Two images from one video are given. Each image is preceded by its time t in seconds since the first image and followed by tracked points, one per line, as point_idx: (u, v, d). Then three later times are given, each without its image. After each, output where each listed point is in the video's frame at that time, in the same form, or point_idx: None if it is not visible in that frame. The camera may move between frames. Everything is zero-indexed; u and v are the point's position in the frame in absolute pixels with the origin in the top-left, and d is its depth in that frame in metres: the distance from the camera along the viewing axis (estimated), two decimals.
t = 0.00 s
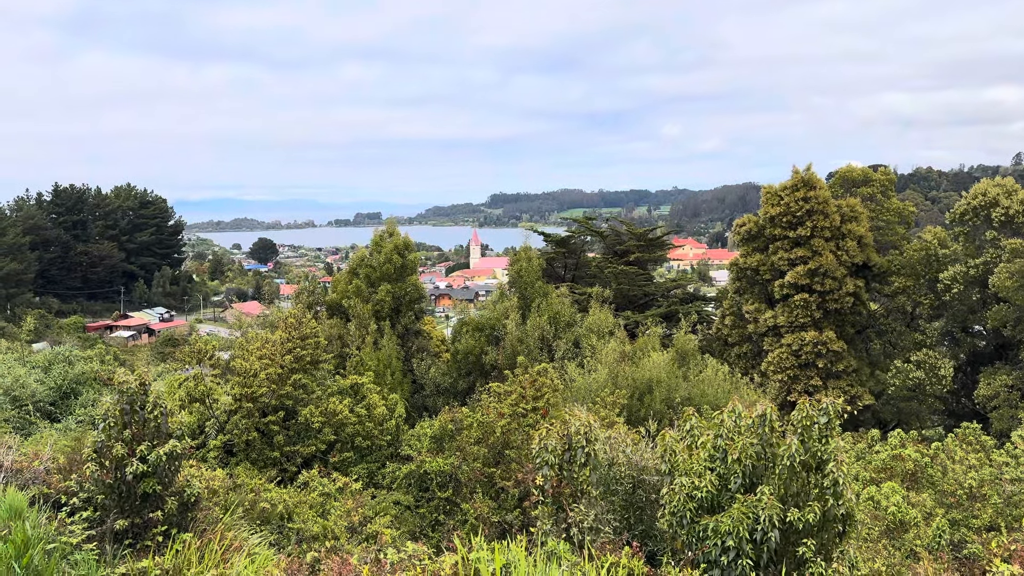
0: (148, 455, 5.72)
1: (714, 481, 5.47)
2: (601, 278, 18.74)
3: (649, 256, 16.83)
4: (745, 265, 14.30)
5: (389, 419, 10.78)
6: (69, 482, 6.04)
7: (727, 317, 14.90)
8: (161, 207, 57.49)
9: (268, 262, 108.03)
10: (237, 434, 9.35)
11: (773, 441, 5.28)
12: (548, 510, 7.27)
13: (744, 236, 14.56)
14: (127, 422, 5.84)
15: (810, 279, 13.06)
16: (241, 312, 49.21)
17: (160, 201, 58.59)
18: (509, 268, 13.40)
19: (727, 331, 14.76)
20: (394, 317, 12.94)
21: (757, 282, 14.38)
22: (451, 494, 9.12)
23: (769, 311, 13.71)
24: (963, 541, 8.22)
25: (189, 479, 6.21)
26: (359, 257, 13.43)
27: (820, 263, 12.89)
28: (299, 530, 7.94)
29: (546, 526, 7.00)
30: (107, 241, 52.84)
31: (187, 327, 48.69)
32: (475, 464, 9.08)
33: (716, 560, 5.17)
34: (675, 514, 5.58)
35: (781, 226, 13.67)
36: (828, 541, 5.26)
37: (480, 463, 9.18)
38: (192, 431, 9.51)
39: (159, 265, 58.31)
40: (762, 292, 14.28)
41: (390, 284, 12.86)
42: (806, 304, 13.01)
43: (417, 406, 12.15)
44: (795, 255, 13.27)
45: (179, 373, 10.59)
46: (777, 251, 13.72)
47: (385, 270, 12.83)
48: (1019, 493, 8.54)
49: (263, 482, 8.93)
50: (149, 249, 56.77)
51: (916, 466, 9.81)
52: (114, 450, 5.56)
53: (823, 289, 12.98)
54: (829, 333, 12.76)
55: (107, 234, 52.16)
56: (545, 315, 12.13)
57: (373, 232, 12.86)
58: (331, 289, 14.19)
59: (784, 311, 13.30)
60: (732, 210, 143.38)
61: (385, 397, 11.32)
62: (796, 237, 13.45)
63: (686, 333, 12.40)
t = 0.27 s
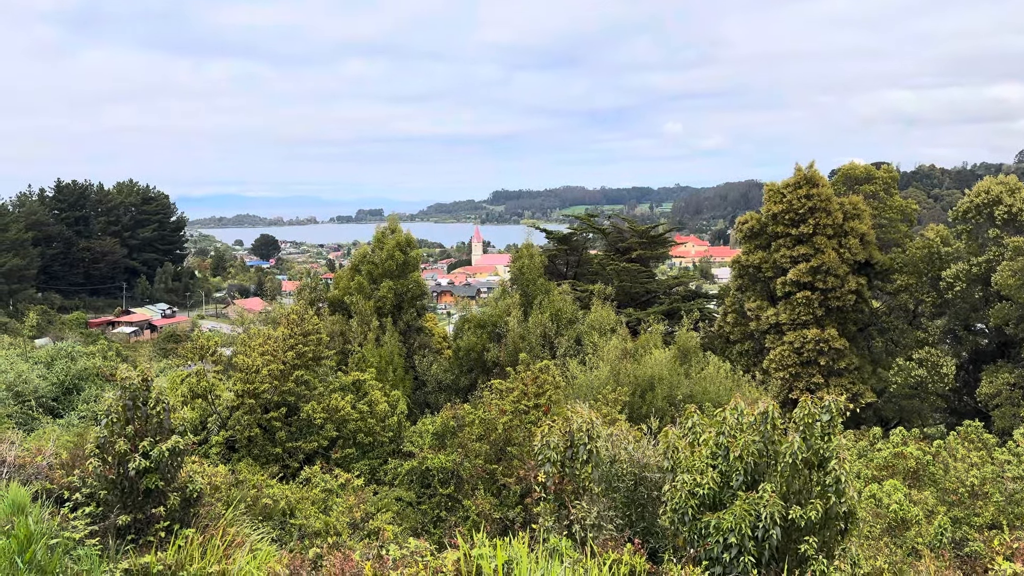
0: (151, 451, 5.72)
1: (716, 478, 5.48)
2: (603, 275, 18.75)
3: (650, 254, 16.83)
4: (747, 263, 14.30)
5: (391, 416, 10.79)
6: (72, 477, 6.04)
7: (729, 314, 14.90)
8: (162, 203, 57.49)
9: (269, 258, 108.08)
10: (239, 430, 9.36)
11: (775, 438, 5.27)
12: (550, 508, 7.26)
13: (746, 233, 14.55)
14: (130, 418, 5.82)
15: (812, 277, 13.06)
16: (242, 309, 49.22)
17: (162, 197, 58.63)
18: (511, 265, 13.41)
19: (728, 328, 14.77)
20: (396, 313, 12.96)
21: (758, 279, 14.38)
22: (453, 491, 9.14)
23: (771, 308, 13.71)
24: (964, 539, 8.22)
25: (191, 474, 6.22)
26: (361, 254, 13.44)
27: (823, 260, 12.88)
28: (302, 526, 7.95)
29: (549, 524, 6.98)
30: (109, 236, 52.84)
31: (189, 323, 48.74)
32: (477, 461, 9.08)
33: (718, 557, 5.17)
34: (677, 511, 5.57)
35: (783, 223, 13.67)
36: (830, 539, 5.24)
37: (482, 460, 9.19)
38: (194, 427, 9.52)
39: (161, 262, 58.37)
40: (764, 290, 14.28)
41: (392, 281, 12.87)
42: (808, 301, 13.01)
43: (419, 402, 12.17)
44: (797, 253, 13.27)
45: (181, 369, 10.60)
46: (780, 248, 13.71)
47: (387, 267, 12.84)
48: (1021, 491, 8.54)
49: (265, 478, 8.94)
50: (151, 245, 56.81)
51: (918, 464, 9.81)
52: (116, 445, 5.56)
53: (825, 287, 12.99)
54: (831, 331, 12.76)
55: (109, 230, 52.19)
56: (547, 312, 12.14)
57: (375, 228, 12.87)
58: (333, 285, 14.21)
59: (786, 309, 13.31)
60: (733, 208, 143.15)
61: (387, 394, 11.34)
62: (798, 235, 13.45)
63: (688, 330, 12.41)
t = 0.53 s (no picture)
0: (153, 446, 5.71)
1: (717, 475, 5.48)
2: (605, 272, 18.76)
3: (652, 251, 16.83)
4: (748, 260, 14.30)
5: (393, 412, 10.80)
6: (74, 472, 6.05)
7: (730, 311, 14.90)
8: (165, 198, 57.50)
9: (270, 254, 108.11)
10: (241, 425, 9.36)
11: (777, 435, 5.28)
12: (551, 504, 7.26)
13: (748, 230, 14.55)
14: (132, 414, 5.81)
15: (814, 274, 13.06)
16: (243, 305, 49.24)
17: (165, 193, 58.67)
18: (512, 262, 13.42)
19: (730, 325, 14.78)
20: (398, 310, 12.97)
21: (760, 276, 14.39)
22: (454, 487, 9.15)
23: (773, 306, 13.71)
24: (965, 537, 8.22)
25: (193, 470, 6.23)
26: (363, 250, 13.45)
27: (825, 258, 12.89)
28: (303, 521, 7.96)
29: (550, 520, 6.98)
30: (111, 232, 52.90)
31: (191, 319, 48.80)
32: (478, 457, 9.08)
33: (719, 553, 5.20)
34: (678, 507, 5.56)
35: (785, 221, 13.67)
36: (831, 536, 5.24)
37: (484, 456, 9.19)
38: (196, 422, 9.54)
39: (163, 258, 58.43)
40: (766, 287, 14.29)
41: (394, 277, 12.89)
42: (810, 299, 13.02)
43: (421, 399, 12.18)
44: (799, 250, 13.27)
45: (183, 364, 10.62)
46: (782, 246, 13.71)
47: (389, 263, 12.85)
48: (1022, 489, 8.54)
49: (266, 473, 8.95)
50: (153, 241, 56.85)
51: (919, 462, 9.81)
52: (118, 441, 5.56)
53: (827, 284, 13.00)
54: (833, 328, 12.77)
55: (111, 225, 52.23)
56: (549, 309, 12.14)
57: (377, 225, 12.88)
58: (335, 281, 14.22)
59: (787, 306, 13.31)
60: (735, 206, 143.07)
61: (389, 390, 11.35)
62: (800, 232, 13.45)
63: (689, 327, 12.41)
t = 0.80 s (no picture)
0: (154, 441, 5.72)
1: (718, 471, 5.47)
2: (606, 269, 18.76)
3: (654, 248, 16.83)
4: (750, 256, 14.30)
5: (394, 408, 10.81)
6: (76, 467, 6.06)
7: (732, 308, 14.91)
8: (167, 193, 57.47)
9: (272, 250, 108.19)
10: (242, 421, 9.37)
11: (778, 431, 5.28)
12: (552, 500, 7.25)
13: (750, 227, 14.55)
14: (134, 408, 5.82)
15: (816, 271, 13.07)
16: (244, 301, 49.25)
17: (167, 188, 58.72)
18: (514, 258, 13.42)
19: (731, 322, 14.78)
20: (400, 305, 12.99)
21: (762, 273, 14.40)
22: (455, 483, 9.16)
23: (774, 302, 13.72)
24: (966, 534, 8.23)
25: (195, 465, 6.23)
26: (365, 246, 13.46)
27: (826, 254, 12.90)
28: (305, 516, 7.97)
29: (551, 515, 6.97)
30: (113, 227, 52.96)
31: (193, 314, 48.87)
32: (479, 453, 9.07)
33: (720, 549, 5.18)
34: (679, 503, 5.55)
35: (787, 217, 13.67)
36: (831, 533, 5.23)
37: (485, 452, 9.19)
38: (198, 418, 9.55)
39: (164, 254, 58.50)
40: (768, 284, 14.29)
41: (395, 273, 12.89)
42: (811, 295, 13.03)
43: (422, 394, 12.20)
44: (801, 246, 13.28)
45: (185, 359, 10.64)
46: (784, 243, 13.72)
47: (391, 259, 12.85)
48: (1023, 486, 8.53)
49: (268, 468, 8.95)
50: (155, 236, 56.90)
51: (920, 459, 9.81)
52: (120, 435, 5.56)
53: (829, 281, 13.00)
54: (834, 325, 12.77)
55: (113, 221, 52.28)
56: (550, 305, 12.14)
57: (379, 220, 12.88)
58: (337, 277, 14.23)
59: (789, 303, 13.31)
60: (736, 204, 142.91)
61: (390, 385, 11.37)
62: (802, 229, 13.45)
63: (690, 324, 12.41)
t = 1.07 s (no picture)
0: (157, 436, 5.71)
1: (719, 467, 5.46)
2: (608, 265, 18.76)
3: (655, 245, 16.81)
4: (752, 253, 14.29)
5: (395, 403, 10.82)
6: (78, 461, 6.05)
7: (733, 304, 14.90)
8: (169, 189, 57.47)
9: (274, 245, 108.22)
10: (244, 416, 9.38)
11: (779, 428, 5.29)
12: (553, 495, 7.25)
13: (753, 224, 14.55)
14: (136, 403, 5.81)
15: (819, 268, 13.08)
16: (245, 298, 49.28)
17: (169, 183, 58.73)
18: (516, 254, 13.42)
19: (733, 319, 14.77)
20: (402, 301, 13.00)
21: (764, 270, 14.40)
22: (456, 478, 9.17)
23: (776, 299, 13.71)
24: (966, 531, 8.23)
25: (197, 460, 6.22)
26: (367, 241, 13.46)
27: (829, 251, 12.90)
28: (306, 511, 7.99)
29: (552, 510, 6.97)
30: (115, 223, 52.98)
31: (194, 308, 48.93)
32: (481, 448, 9.06)
33: (721, 546, 5.16)
34: (680, 499, 5.53)
35: (790, 214, 13.66)
36: (832, 529, 5.22)
37: (486, 447, 9.19)
38: (199, 412, 9.57)
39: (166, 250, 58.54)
40: (769, 281, 14.28)
41: (397, 268, 12.89)
42: (813, 292, 13.02)
43: (424, 390, 12.22)
44: (804, 243, 13.28)
45: (187, 354, 10.65)
46: (786, 239, 13.71)
47: (393, 255, 12.85)
48: None
49: (269, 463, 8.96)
50: (157, 231, 56.92)
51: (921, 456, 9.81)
52: (123, 430, 5.56)
53: (831, 278, 13.00)
54: (836, 322, 12.77)
55: (115, 216, 52.30)
56: (551, 302, 12.14)
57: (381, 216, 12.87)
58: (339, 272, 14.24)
59: (791, 300, 13.30)
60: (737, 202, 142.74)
61: (392, 381, 11.38)
62: (804, 225, 13.45)
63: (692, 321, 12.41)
